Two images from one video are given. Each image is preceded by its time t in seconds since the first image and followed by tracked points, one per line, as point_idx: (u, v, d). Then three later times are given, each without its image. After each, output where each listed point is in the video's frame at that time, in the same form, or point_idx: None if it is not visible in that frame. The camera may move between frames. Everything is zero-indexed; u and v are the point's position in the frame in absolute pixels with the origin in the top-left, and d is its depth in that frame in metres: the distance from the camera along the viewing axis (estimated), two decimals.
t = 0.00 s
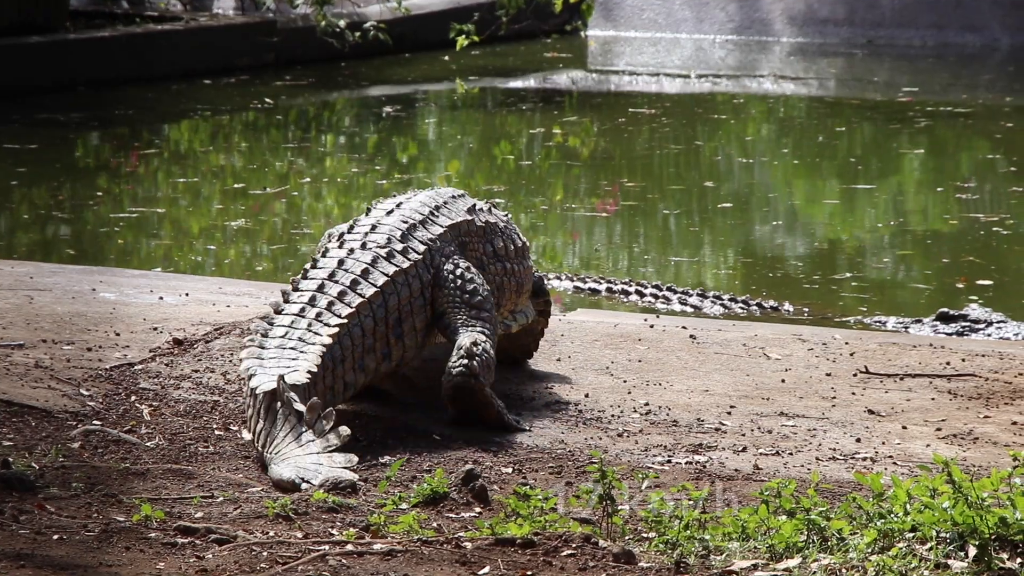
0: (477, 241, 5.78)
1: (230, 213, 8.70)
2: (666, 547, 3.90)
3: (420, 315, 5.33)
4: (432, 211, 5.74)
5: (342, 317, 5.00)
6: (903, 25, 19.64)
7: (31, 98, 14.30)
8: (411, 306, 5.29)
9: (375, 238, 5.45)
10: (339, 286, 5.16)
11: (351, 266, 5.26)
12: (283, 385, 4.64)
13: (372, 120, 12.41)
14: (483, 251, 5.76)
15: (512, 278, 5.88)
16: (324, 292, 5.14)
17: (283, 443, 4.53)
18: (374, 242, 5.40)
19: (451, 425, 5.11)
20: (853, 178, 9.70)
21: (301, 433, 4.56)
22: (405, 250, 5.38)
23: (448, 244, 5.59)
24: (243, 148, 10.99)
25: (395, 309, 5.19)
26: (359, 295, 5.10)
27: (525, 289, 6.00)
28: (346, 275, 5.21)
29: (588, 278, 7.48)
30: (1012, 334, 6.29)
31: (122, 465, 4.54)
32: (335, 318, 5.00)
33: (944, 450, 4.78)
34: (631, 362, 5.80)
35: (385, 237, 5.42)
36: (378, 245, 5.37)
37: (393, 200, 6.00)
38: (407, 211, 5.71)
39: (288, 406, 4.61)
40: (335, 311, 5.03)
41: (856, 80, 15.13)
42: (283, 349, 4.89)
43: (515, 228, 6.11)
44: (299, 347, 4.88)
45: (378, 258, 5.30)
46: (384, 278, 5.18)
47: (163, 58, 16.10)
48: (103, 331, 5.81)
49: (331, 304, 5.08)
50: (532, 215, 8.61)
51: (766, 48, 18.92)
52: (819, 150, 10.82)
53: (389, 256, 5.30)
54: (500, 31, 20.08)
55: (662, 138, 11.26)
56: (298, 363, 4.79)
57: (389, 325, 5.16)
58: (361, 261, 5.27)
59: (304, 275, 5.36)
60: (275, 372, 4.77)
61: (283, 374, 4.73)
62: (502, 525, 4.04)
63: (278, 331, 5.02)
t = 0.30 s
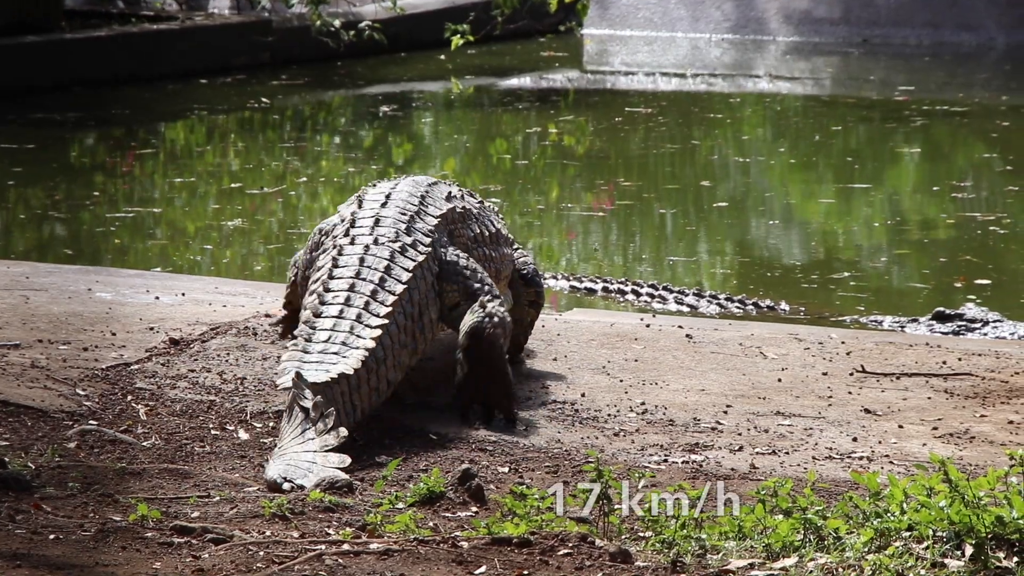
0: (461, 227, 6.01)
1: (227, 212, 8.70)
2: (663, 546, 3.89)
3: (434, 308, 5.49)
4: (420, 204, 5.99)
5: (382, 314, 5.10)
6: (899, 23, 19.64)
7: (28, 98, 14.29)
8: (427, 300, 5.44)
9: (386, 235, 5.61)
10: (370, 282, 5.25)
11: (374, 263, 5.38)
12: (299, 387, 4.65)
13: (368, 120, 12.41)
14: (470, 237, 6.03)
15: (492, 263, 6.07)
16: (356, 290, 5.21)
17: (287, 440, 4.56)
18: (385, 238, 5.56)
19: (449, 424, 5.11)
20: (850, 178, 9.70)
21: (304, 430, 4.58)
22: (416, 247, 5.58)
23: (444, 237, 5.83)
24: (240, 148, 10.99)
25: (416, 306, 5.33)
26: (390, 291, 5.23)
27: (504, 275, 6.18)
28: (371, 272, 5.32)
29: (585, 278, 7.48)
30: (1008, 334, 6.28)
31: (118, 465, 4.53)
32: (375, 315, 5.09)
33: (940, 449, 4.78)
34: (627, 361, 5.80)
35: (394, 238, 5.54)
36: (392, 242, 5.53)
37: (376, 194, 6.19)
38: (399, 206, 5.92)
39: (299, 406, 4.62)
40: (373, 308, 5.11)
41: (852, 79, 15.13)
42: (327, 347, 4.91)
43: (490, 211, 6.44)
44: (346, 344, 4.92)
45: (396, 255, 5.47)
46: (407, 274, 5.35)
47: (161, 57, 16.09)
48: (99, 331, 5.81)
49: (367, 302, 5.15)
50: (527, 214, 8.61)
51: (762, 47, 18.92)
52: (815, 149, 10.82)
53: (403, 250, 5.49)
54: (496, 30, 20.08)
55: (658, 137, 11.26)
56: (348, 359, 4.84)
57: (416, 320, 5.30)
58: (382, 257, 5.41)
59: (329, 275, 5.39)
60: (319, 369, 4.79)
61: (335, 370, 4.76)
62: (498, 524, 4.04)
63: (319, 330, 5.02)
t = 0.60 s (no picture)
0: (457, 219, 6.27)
1: (223, 213, 8.69)
2: (659, 546, 3.89)
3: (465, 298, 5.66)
4: (423, 201, 6.19)
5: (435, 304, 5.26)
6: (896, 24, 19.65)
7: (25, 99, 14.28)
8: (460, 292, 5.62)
9: (413, 232, 5.77)
10: (415, 276, 5.40)
11: (414, 259, 5.52)
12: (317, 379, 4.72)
13: (364, 120, 12.40)
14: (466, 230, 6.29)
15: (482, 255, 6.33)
16: (406, 283, 5.34)
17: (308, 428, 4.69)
18: (413, 235, 5.73)
19: (447, 424, 5.12)
20: (847, 178, 9.71)
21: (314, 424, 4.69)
22: (442, 242, 5.78)
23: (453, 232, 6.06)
24: (237, 148, 10.99)
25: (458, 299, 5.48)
26: (437, 283, 5.40)
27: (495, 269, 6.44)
28: (413, 267, 5.47)
29: (581, 278, 7.48)
30: (1005, 334, 6.28)
31: (115, 466, 4.54)
32: (430, 304, 5.24)
33: (936, 450, 4.78)
34: (624, 362, 5.79)
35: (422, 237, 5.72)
36: (422, 238, 5.70)
37: (374, 190, 6.32)
38: (406, 202, 6.10)
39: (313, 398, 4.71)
40: (426, 301, 5.25)
41: (849, 79, 15.13)
42: (391, 336, 4.99)
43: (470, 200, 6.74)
44: (412, 331, 5.03)
45: (430, 251, 5.66)
46: (446, 267, 5.55)
47: (158, 59, 16.09)
48: (96, 331, 5.81)
49: (419, 295, 5.29)
50: (523, 214, 8.61)
51: (759, 48, 18.93)
52: (811, 149, 10.83)
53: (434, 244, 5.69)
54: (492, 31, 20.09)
55: (655, 137, 11.26)
56: (419, 343, 4.94)
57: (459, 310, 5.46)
58: (419, 253, 5.58)
59: (371, 271, 5.45)
60: (389, 359, 4.83)
61: (408, 356, 4.86)
62: (495, 525, 4.04)
63: (380, 321, 5.08)
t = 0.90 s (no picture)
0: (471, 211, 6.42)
1: (224, 212, 8.70)
2: (660, 546, 3.89)
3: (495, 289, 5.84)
4: (436, 194, 6.31)
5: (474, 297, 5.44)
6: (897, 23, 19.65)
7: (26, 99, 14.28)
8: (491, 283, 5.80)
9: (437, 228, 5.90)
10: (449, 273, 5.56)
11: (445, 255, 5.68)
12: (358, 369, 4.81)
13: (365, 120, 12.39)
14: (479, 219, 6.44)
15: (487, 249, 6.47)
16: (443, 280, 5.50)
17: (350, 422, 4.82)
18: (437, 230, 5.88)
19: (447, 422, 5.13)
20: (848, 177, 9.70)
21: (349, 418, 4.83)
22: (465, 234, 5.95)
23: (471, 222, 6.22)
24: (237, 148, 10.98)
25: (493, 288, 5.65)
26: (470, 275, 5.58)
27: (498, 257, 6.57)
28: (444, 263, 5.63)
29: (581, 278, 7.47)
30: (1006, 334, 6.27)
31: (116, 465, 4.54)
32: (470, 297, 5.42)
33: (937, 450, 4.78)
34: (624, 361, 5.79)
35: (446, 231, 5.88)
36: (446, 233, 5.85)
37: (379, 190, 6.41)
38: (420, 198, 6.21)
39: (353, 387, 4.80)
40: (465, 294, 5.41)
41: (849, 79, 15.12)
42: (440, 332, 5.15)
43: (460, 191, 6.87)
44: (460, 324, 5.20)
45: (457, 245, 5.81)
46: (475, 259, 5.73)
47: (159, 58, 16.09)
48: (96, 331, 5.80)
49: (457, 290, 5.45)
50: (524, 214, 8.62)
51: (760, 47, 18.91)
52: (812, 149, 10.84)
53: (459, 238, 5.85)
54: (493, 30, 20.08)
55: (656, 137, 11.26)
56: (469, 335, 5.12)
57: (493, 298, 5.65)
58: (448, 249, 5.73)
59: (407, 274, 5.59)
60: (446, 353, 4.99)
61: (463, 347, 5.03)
62: (495, 524, 4.04)
63: (428, 320, 5.24)
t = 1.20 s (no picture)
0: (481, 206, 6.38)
1: (224, 212, 8.70)
2: (660, 546, 3.89)
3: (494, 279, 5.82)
4: (442, 190, 6.28)
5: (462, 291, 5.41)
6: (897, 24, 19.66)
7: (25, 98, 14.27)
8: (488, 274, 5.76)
9: (433, 222, 5.88)
10: (439, 264, 5.55)
11: (435, 247, 5.67)
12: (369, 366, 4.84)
13: (365, 119, 12.40)
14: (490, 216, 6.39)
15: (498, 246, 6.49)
16: (429, 276, 5.47)
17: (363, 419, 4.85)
18: (432, 225, 5.85)
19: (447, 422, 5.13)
20: (848, 178, 9.71)
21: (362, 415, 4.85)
22: (461, 224, 5.93)
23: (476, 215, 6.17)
24: (238, 147, 10.99)
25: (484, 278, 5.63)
26: (460, 268, 5.54)
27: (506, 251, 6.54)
28: (434, 257, 5.60)
29: (582, 278, 7.47)
30: (1006, 334, 6.27)
31: (115, 465, 4.54)
32: (457, 291, 5.39)
33: (936, 450, 4.78)
34: (624, 361, 5.79)
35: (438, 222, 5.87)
36: (440, 227, 5.82)
37: (386, 185, 6.42)
38: (425, 194, 6.20)
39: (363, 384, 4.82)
40: (452, 287, 5.40)
41: (849, 80, 15.13)
42: (426, 328, 5.14)
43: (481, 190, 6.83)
44: (445, 321, 5.18)
45: (451, 238, 5.78)
46: (466, 250, 5.68)
47: (158, 57, 16.09)
48: (96, 331, 5.80)
49: (443, 284, 5.42)
50: (525, 213, 8.63)
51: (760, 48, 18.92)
52: (813, 149, 10.85)
53: (453, 230, 5.81)
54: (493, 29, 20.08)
55: (657, 137, 11.26)
56: (454, 331, 5.09)
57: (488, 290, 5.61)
58: (439, 242, 5.70)
59: (396, 270, 5.59)
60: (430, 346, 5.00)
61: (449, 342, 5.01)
62: (495, 524, 4.04)
63: (414, 317, 5.23)
